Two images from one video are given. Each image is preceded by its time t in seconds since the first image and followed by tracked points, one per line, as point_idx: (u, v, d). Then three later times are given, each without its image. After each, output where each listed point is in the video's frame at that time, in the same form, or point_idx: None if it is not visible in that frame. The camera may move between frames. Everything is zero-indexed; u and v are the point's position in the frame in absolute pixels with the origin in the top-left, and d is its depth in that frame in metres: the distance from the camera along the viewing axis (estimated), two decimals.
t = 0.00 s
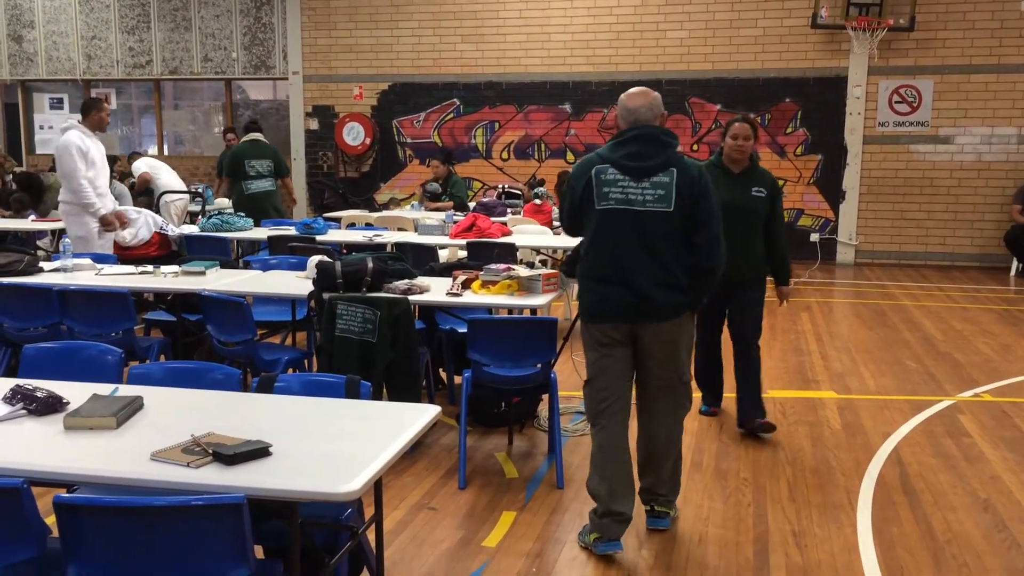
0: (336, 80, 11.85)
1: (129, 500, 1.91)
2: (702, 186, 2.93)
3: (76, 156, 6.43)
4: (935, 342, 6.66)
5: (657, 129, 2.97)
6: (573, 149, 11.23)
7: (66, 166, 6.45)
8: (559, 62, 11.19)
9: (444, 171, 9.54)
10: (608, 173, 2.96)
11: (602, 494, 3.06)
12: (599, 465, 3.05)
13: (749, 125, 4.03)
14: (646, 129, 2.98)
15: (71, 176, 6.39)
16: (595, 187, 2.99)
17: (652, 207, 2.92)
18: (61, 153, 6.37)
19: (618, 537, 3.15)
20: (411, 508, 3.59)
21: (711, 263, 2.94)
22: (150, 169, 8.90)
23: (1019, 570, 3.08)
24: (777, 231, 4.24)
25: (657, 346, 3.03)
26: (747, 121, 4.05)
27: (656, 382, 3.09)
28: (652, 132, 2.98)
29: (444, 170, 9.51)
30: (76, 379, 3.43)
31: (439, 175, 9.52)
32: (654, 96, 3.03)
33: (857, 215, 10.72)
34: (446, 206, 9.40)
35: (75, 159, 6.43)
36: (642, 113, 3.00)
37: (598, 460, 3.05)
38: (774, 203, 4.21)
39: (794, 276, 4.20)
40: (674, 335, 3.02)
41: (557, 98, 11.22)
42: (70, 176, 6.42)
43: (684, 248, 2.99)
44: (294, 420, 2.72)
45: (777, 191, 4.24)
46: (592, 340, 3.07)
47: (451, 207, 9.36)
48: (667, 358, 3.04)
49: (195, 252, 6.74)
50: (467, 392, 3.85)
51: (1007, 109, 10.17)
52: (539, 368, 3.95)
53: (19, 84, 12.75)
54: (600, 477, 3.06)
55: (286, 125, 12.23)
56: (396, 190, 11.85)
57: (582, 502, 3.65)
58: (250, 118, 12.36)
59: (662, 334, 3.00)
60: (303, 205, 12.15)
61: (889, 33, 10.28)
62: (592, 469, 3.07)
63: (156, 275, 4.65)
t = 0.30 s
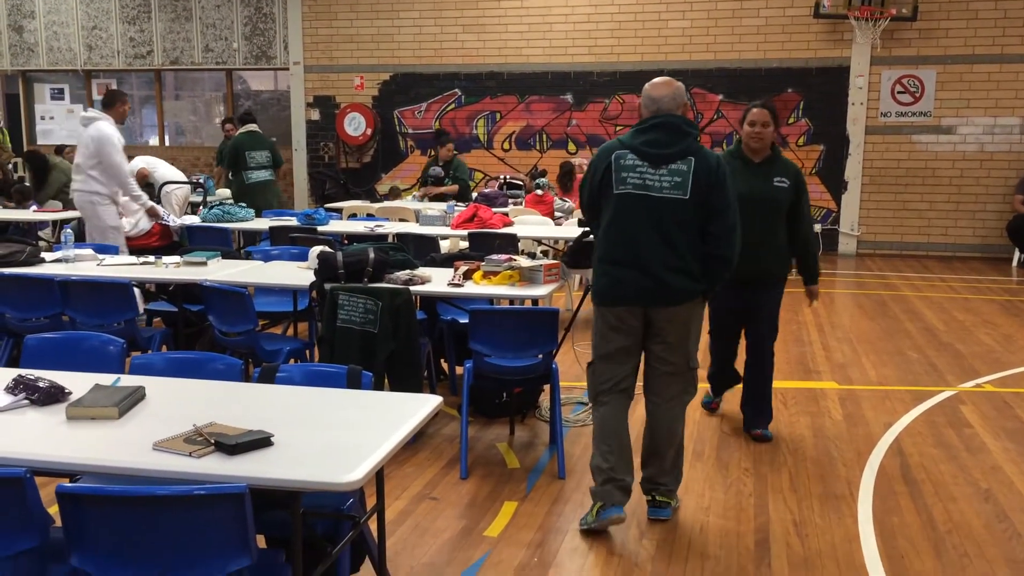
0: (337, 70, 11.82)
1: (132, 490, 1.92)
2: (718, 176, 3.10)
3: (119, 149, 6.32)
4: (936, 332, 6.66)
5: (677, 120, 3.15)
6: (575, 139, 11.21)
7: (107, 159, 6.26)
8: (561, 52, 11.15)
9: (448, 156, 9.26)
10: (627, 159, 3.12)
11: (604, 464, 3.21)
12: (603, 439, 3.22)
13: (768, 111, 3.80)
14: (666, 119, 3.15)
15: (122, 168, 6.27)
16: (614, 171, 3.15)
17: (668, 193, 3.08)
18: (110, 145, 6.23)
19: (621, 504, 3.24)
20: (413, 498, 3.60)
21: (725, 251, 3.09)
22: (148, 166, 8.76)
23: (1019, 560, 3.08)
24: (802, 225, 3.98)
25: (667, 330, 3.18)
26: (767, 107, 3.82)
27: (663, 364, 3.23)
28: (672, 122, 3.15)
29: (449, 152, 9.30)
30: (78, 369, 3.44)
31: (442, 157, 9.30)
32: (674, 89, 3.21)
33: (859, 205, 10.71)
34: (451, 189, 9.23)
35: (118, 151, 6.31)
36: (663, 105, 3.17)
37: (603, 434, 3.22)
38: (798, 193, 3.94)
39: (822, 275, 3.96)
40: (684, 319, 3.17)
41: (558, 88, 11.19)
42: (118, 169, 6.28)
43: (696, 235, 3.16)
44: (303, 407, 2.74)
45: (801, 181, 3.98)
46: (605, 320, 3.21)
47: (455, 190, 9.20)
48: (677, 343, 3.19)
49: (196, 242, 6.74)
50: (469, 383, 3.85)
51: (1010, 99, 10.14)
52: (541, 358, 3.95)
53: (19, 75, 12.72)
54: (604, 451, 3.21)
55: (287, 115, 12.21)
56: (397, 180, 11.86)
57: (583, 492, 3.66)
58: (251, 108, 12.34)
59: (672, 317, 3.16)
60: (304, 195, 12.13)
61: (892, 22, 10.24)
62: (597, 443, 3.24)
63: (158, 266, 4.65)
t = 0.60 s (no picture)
0: (337, 65, 11.81)
1: (134, 484, 1.92)
2: (720, 165, 3.10)
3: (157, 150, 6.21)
4: (938, 327, 6.66)
5: (679, 112, 3.16)
6: (577, 134, 11.21)
7: (145, 159, 6.14)
8: (562, 47, 11.13)
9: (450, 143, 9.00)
10: (628, 152, 3.16)
11: (609, 461, 3.36)
12: (608, 433, 3.32)
13: (772, 106, 3.58)
14: (667, 111, 3.17)
15: (161, 170, 6.18)
16: (616, 164, 3.19)
17: (668, 185, 3.11)
18: (150, 146, 6.12)
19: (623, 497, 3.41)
20: (415, 493, 3.60)
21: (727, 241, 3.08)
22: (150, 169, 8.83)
23: (1020, 554, 3.08)
24: (814, 229, 3.71)
25: (670, 326, 3.20)
26: (771, 102, 3.59)
27: (665, 356, 3.24)
28: (674, 114, 3.16)
29: (452, 140, 8.96)
30: (80, 364, 3.45)
31: (445, 144, 9.01)
32: (679, 82, 3.21)
33: (861, 200, 10.70)
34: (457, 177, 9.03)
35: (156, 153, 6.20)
36: (666, 97, 3.18)
37: (609, 428, 3.31)
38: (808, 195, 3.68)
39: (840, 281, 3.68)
40: (687, 311, 3.19)
41: (560, 83, 11.18)
42: (156, 170, 6.17)
43: (699, 227, 3.18)
44: (306, 402, 2.75)
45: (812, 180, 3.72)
46: (607, 312, 3.26)
47: (462, 178, 9.06)
48: (681, 336, 3.20)
49: (198, 238, 6.74)
50: (470, 377, 3.86)
51: (1012, 93, 10.12)
52: (543, 353, 3.95)
53: (21, 70, 12.70)
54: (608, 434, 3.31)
55: (289, 110, 12.19)
56: (398, 176, 11.87)
57: (585, 486, 3.67)
58: (252, 104, 12.33)
59: (675, 310, 3.18)
60: (305, 190, 12.13)
61: (894, 16, 10.21)
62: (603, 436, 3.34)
63: (159, 261, 4.65)
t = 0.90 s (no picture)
0: (338, 62, 11.81)
1: (136, 480, 1.93)
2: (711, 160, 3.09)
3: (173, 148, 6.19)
4: (939, 324, 6.66)
5: (669, 110, 3.16)
6: (577, 132, 11.20)
7: (163, 158, 6.12)
8: (563, 44, 11.12)
9: (450, 133, 8.99)
10: (619, 149, 3.18)
11: (609, 460, 3.37)
12: (609, 432, 3.33)
13: (768, 99, 3.49)
14: (658, 108, 3.17)
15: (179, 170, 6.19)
16: (606, 161, 3.21)
17: (657, 181, 3.12)
18: (170, 145, 6.10)
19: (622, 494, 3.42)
20: (416, 490, 3.61)
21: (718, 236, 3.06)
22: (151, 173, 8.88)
23: (1021, 551, 3.09)
24: (811, 229, 3.58)
25: (664, 322, 3.20)
26: (767, 95, 3.49)
27: (665, 350, 3.25)
28: (664, 112, 3.16)
29: (452, 130, 8.95)
30: (81, 361, 3.45)
31: (446, 134, 9.02)
32: (672, 80, 3.21)
33: (862, 197, 10.70)
34: (461, 168, 9.01)
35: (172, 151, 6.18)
36: (657, 95, 3.18)
37: (610, 427, 3.32)
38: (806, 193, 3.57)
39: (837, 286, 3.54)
40: (681, 305, 3.19)
41: (561, 80, 11.17)
42: (174, 170, 6.17)
43: (691, 222, 3.17)
44: (306, 400, 2.75)
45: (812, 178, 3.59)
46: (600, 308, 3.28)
47: (467, 170, 9.00)
48: (676, 331, 3.22)
49: (199, 235, 6.74)
50: (471, 374, 3.86)
51: (1013, 90, 10.11)
52: (543, 350, 3.95)
53: (21, 67, 12.68)
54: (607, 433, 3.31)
55: (289, 107, 12.18)
56: (398, 173, 11.86)
57: (585, 484, 3.67)
58: (252, 101, 12.31)
59: (668, 305, 3.18)
60: (306, 187, 12.13)
61: (895, 13, 10.21)
62: (602, 435, 3.36)
63: (161, 258, 4.65)
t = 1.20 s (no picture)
0: (338, 60, 11.80)
1: (137, 478, 1.93)
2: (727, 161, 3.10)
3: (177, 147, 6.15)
4: (939, 322, 6.66)
5: (687, 109, 3.16)
6: (577, 130, 11.19)
7: (167, 157, 6.10)
8: (563, 42, 11.12)
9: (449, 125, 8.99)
10: (634, 145, 3.17)
11: (610, 456, 3.38)
12: (613, 430, 3.34)
13: (768, 97, 3.47)
14: (675, 106, 3.17)
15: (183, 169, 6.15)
16: (621, 156, 3.20)
17: (672, 179, 3.12)
18: (173, 144, 6.07)
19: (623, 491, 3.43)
20: (416, 488, 3.61)
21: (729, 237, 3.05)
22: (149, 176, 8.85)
23: (1021, 549, 3.09)
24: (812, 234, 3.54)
25: (668, 319, 3.23)
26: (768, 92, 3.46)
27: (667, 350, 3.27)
28: (681, 111, 3.16)
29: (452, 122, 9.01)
30: (82, 359, 3.45)
31: (446, 126, 9.02)
32: (688, 80, 3.22)
33: (863, 195, 10.69)
34: (463, 162, 9.00)
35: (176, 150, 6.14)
36: (675, 94, 3.19)
37: (613, 424, 3.33)
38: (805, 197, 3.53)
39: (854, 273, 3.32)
40: (685, 303, 3.21)
41: (561, 78, 11.16)
42: (177, 169, 6.14)
43: (702, 221, 3.18)
44: (306, 398, 2.75)
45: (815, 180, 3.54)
46: (607, 302, 3.29)
47: (468, 163, 9.00)
48: (680, 329, 3.24)
49: (200, 233, 6.74)
50: (471, 372, 3.86)
51: (1014, 88, 10.10)
52: (543, 348, 3.95)
53: (21, 65, 12.67)
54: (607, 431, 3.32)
55: (289, 105, 12.18)
56: (399, 171, 11.86)
57: (586, 481, 3.67)
58: (252, 99, 12.29)
59: (674, 302, 3.20)
60: (306, 184, 12.13)
61: (896, 11, 10.20)
62: (605, 433, 3.37)
63: (161, 256, 4.65)
